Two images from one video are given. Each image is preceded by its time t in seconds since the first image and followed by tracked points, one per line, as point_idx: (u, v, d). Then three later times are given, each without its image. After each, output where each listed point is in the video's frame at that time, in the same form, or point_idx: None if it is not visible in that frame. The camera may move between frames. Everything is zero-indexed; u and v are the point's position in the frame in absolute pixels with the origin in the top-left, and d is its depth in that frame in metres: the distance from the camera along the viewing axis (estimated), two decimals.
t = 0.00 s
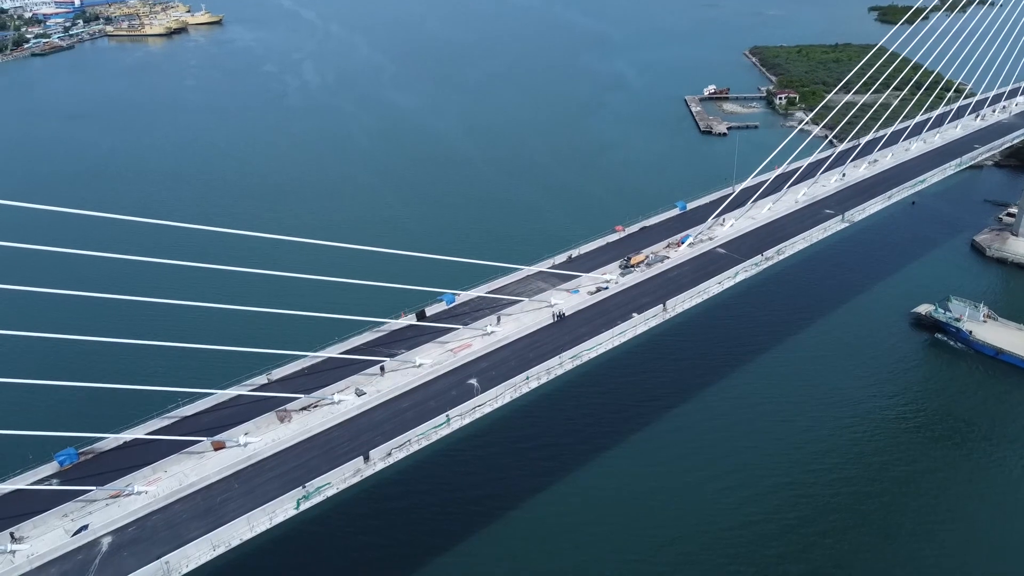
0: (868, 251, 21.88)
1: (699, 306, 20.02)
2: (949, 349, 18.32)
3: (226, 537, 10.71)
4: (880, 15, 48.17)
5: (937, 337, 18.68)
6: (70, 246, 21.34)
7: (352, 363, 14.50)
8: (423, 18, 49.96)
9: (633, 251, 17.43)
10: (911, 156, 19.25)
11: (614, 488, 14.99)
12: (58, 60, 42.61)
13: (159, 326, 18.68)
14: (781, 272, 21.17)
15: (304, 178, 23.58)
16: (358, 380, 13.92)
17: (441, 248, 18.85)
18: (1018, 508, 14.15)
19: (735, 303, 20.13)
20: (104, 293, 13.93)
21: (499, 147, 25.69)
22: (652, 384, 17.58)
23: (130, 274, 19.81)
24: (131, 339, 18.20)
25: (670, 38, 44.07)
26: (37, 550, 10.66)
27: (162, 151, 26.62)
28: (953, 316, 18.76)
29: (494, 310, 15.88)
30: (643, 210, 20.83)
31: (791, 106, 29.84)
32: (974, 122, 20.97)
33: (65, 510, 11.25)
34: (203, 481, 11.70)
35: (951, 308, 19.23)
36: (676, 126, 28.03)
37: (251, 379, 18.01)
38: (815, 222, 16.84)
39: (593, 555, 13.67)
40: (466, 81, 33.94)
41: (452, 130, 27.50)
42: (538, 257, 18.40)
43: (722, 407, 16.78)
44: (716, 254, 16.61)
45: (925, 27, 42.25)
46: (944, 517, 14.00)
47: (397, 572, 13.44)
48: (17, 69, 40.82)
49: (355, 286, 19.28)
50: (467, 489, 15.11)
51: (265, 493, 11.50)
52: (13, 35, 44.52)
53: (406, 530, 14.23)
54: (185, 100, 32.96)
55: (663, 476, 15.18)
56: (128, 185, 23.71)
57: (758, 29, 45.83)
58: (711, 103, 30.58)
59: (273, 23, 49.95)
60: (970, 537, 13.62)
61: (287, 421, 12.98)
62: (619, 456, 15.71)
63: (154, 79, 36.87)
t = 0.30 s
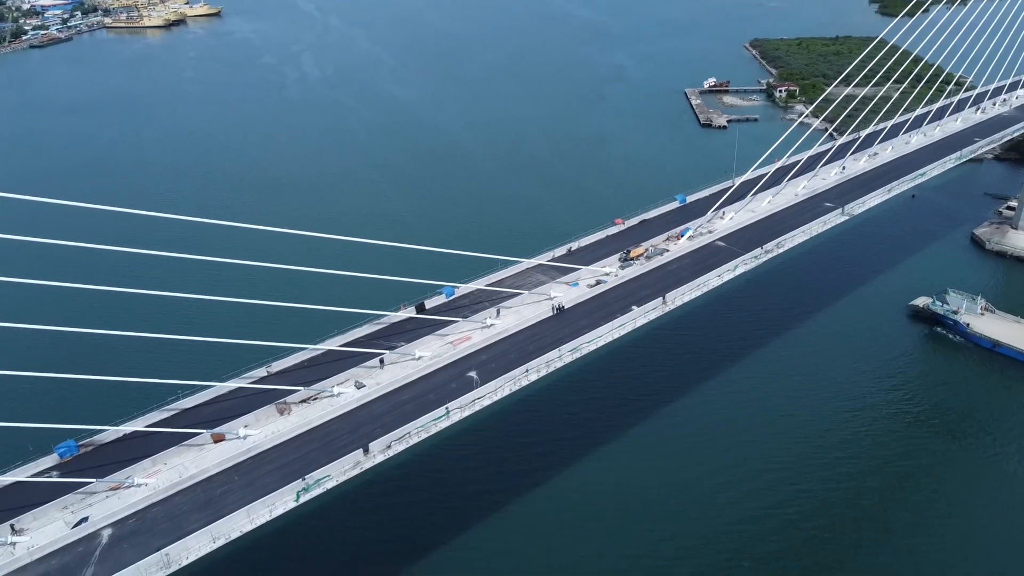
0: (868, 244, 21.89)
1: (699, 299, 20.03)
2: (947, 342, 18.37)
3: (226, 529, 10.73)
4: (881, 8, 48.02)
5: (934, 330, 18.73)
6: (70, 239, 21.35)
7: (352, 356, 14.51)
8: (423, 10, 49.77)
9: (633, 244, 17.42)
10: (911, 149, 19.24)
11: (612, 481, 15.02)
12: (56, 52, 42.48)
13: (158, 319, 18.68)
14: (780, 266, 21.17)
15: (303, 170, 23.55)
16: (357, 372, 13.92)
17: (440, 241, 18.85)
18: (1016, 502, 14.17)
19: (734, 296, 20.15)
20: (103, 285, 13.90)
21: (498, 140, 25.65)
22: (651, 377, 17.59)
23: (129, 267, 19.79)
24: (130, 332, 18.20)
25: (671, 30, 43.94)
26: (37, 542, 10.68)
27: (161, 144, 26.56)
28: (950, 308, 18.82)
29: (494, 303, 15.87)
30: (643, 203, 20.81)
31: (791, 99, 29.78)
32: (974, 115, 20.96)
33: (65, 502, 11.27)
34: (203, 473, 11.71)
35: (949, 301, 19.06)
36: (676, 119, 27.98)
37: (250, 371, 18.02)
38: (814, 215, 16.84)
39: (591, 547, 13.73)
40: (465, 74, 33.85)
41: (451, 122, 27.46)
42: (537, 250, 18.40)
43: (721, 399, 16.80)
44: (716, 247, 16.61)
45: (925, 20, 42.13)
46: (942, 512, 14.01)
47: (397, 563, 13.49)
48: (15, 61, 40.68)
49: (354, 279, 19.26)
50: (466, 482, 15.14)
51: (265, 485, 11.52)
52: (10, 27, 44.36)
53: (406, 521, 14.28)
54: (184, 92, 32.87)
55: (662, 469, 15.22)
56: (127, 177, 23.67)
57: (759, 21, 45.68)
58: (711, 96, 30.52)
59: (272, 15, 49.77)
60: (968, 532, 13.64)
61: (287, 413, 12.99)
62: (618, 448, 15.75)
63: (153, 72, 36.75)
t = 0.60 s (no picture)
0: (867, 237, 21.88)
1: (698, 293, 20.04)
2: (945, 335, 18.40)
3: (226, 522, 10.75)
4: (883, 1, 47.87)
5: (932, 322, 18.77)
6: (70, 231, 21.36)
7: (352, 349, 14.51)
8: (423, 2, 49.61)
9: (632, 237, 17.39)
10: (911, 142, 19.21)
11: (611, 475, 15.04)
12: (55, 45, 42.35)
13: (159, 311, 18.70)
14: (780, 259, 21.16)
15: (302, 163, 23.53)
16: (357, 365, 13.92)
17: (440, 234, 18.83)
18: (1019, 499, 14.13)
19: (733, 289, 20.18)
20: (102, 277, 13.88)
21: (497, 133, 25.60)
22: (651, 371, 17.61)
23: (128, 260, 19.77)
24: (130, 325, 18.19)
25: (672, 23, 43.82)
26: (37, 534, 10.70)
27: (161, 136, 26.51)
28: (948, 301, 18.81)
29: (494, 296, 15.85)
30: (643, 197, 20.79)
31: (792, 92, 29.72)
32: (974, 109, 20.94)
33: (65, 495, 11.29)
34: (203, 466, 11.73)
35: (946, 294, 19.34)
36: (676, 112, 27.92)
37: (250, 364, 18.00)
38: (814, 209, 16.83)
39: (590, 540, 13.76)
40: (465, 66, 33.79)
41: (451, 115, 27.42)
42: (537, 243, 18.39)
43: (721, 393, 16.82)
44: (716, 240, 16.60)
45: (927, 13, 42.01)
46: (944, 509, 13.98)
47: (398, 555, 13.52)
48: (14, 53, 40.56)
49: (353, 272, 19.25)
50: (466, 475, 15.16)
51: (265, 478, 11.53)
52: (9, 18, 44.22)
53: (405, 513, 14.33)
54: (183, 84, 32.79)
55: (659, 462, 15.26)
56: (126, 170, 23.62)
57: (760, 14, 45.54)
58: (711, 88, 30.45)
59: (272, 7, 49.60)
60: (965, 526, 13.65)
61: (287, 406, 13.00)
62: (617, 442, 15.77)
63: (151, 64, 36.66)
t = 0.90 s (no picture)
0: (867, 231, 21.89)
1: (698, 287, 20.04)
2: (943, 329, 18.43)
3: (226, 515, 10.77)
4: None
5: (930, 316, 18.80)
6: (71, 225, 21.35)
7: (351, 343, 14.51)
8: None
9: (632, 232, 17.39)
10: (911, 136, 19.20)
11: (610, 469, 15.07)
12: (53, 38, 42.22)
13: (159, 305, 18.70)
14: (779, 254, 21.16)
15: (301, 157, 23.50)
16: (357, 359, 13.92)
17: (440, 228, 18.81)
18: (1022, 496, 14.10)
19: (732, 283, 20.19)
20: (101, 271, 13.85)
21: (496, 127, 25.57)
22: (650, 365, 17.61)
23: (127, 253, 19.76)
24: (130, 319, 18.20)
25: (672, 17, 43.70)
26: (37, 528, 10.71)
27: (160, 130, 26.44)
28: (946, 295, 18.84)
29: (493, 290, 15.85)
30: (642, 191, 20.77)
31: (792, 86, 29.69)
32: (974, 103, 20.93)
33: (65, 489, 11.30)
34: (202, 460, 11.74)
35: (944, 288, 19.17)
36: (676, 106, 27.89)
37: (249, 357, 18.00)
38: (813, 203, 16.82)
39: (589, 536, 13.74)
40: (465, 60, 33.72)
41: (450, 109, 27.37)
42: (536, 237, 18.38)
43: (719, 388, 16.83)
44: (715, 235, 16.60)
45: (928, 7, 41.94)
46: (948, 507, 13.95)
47: (398, 550, 13.54)
48: (11, 47, 40.43)
49: (352, 266, 19.23)
50: (465, 469, 15.18)
51: (265, 472, 11.55)
52: (7, 12, 44.07)
53: (404, 507, 14.35)
54: (181, 78, 32.70)
55: (658, 456, 15.27)
56: (124, 164, 23.56)
57: (761, 8, 45.43)
58: (711, 83, 30.40)
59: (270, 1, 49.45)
60: (962, 521, 13.68)
61: (286, 399, 13.01)
62: (616, 435, 15.80)
63: (150, 58, 36.57)
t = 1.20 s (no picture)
0: (866, 226, 21.87)
1: (698, 282, 20.05)
2: (941, 324, 18.45)
3: (226, 509, 10.79)
4: None
5: (928, 311, 18.83)
6: (71, 219, 21.33)
7: (351, 338, 14.52)
8: None
9: (631, 226, 17.38)
10: (911, 131, 19.17)
11: (609, 463, 15.09)
12: (52, 32, 42.13)
13: (159, 299, 18.71)
14: (779, 249, 21.15)
15: (300, 151, 23.46)
16: (356, 354, 13.92)
17: (439, 222, 18.80)
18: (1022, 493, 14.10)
19: (731, 278, 20.19)
20: (100, 265, 13.84)
21: (495, 121, 25.53)
22: (649, 360, 17.62)
23: (126, 247, 19.75)
24: (129, 313, 18.21)
25: (672, 11, 43.60)
26: (37, 522, 10.74)
27: (159, 125, 26.39)
28: (943, 289, 18.87)
29: (493, 285, 15.84)
30: (642, 185, 20.75)
31: (792, 80, 29.65)
32: (974, 98, 20.90)
33: (65, 483, 11.33)
34: (202, 454, 11.75)
35: (942, 282, 19.23)
36: (676, 101, 27.85)
37: (249, 352, 18.01)
38: (813, 198, 16.81)
39: (590, 532, 13.74)
40: (464, 54, 33.66)
41: (449, 103, 27.33)
42: (536, 232, 18.38)
43: (717, 383, 16.83)
44: (715, 229, 16.60)
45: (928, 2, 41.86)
46: (948, 504, 13.94)
47: (398, 544, 13.57)
48: (10, 41, 40.36)
49: (352, 261, 19.22)
50: (465, 463, 15.20)
51: (265, 466, 11.56)
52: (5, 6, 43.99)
53: (404, 501, 14.37)
54: (180, 72, 32.64)
55: (657, 450, 15.30)
56: (123, 159, 23.53)
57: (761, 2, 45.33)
58: (712, 77, 30.34)
59: None
60: (960, 517, 13.69)
61: (286, 394, 13.02)
62: (615, 430, 15.82)
63: (149, 52, 36.48)
